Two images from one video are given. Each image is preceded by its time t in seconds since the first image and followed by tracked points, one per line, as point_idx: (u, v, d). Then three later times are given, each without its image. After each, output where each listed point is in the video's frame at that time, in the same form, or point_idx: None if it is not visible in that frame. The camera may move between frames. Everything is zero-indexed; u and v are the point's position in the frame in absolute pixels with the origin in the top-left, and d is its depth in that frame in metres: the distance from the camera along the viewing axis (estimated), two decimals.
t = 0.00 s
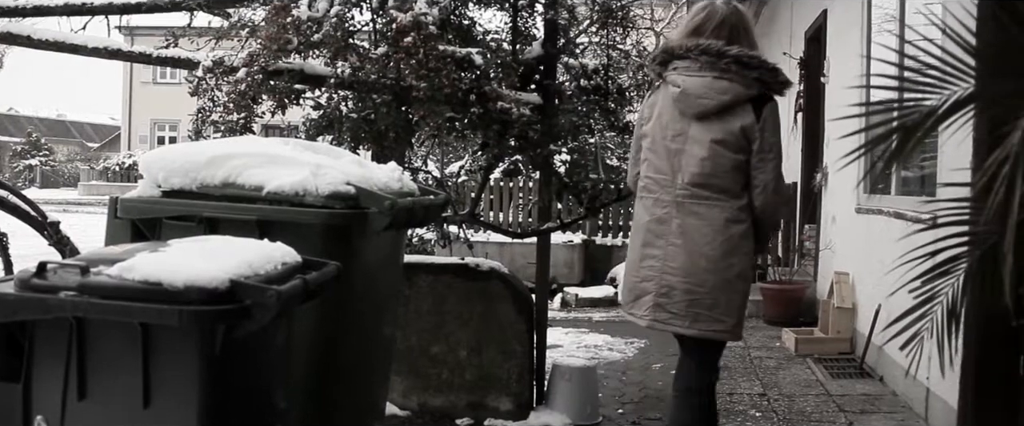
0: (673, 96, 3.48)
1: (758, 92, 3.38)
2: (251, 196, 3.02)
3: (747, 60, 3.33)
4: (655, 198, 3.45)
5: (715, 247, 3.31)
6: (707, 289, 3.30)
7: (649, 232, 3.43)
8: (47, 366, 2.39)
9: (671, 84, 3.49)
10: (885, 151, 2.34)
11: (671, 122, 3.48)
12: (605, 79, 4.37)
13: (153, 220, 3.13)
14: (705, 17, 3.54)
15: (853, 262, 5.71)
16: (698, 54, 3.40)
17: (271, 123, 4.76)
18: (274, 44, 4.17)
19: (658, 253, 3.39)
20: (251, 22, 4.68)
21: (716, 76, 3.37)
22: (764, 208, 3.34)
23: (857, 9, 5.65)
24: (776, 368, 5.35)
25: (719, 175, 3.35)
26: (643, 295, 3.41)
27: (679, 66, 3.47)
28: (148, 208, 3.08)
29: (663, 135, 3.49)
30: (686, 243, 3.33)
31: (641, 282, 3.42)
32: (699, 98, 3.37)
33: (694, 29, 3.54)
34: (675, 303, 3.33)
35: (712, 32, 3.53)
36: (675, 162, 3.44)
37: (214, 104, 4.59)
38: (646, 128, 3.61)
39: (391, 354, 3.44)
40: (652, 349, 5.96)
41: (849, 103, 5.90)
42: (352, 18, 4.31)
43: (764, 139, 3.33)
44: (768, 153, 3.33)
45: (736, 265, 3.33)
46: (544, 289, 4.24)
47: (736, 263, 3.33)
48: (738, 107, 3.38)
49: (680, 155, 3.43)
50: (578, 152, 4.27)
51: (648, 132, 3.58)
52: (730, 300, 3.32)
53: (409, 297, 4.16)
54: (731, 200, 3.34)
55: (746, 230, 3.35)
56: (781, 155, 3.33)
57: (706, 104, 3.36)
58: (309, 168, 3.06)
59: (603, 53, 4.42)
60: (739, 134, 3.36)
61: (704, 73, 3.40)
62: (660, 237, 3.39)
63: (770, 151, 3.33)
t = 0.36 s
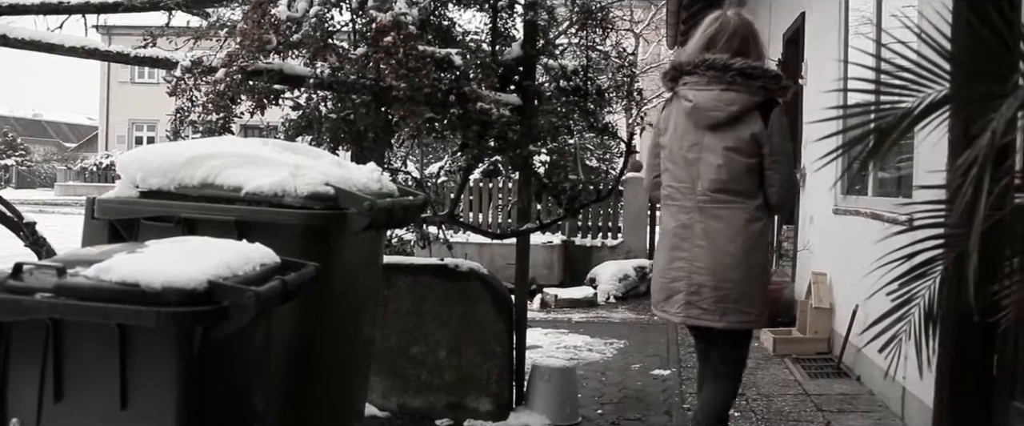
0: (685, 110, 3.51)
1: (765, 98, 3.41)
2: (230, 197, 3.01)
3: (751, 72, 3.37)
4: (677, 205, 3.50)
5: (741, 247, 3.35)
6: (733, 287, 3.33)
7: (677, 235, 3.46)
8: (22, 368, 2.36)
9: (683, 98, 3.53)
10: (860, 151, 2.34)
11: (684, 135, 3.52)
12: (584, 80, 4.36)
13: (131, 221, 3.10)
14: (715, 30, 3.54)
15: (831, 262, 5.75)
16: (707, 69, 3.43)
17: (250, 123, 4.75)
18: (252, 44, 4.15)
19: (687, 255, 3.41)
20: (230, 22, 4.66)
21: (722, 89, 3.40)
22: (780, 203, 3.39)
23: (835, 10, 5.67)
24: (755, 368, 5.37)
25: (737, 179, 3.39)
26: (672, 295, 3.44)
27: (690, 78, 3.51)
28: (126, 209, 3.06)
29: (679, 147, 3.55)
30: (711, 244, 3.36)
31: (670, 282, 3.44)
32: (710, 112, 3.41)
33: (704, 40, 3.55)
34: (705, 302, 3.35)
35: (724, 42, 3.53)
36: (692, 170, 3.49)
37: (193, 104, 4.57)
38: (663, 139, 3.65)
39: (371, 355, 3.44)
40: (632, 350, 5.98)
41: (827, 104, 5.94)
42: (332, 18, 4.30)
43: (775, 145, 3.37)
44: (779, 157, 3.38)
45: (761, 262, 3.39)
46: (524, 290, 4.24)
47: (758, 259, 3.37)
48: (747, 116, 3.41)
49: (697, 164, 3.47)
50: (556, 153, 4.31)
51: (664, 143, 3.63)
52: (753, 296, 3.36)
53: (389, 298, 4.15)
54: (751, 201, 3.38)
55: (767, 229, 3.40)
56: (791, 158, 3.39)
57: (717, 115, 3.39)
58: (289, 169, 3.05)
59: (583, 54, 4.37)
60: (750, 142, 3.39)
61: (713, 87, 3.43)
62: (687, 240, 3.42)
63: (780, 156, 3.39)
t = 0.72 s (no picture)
0: (695, 116, 3.62)
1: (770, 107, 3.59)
2: (211, 198, 2.99)
3: (758, 79, 3.54)
4: (690, 205, 3.59)
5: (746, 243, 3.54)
6: (743, 280, 3.50)
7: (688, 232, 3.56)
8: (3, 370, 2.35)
9: (693, 105, 3.63)
10: (840, 151, 2.34)
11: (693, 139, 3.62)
12: (566, 81, 4.37)
13: (111, 222, 3.08)
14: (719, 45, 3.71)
15: (812, 262, 5.80)
16: (718, 77, 3.58)
17: (231, 123, 4.74)
18: (234, 45, 4.13)
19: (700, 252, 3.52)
20: (211, 22, 4.64)
21: (732, 95, 3.54)
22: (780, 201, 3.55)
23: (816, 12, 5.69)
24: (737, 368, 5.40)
25: (746, 180, 3.54)
26: (684, 289, 3.53)
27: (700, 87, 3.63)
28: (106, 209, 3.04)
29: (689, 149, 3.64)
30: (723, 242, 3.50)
31: (683, 276, 3.53)
32: (724, 117, 3.53)
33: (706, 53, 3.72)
34: (717, 296, 3.49)
35: (729, 55, 3.71)
36: (703, 172, 3.59)
37: (174, 105, 4.55)
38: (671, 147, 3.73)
39: (353, 356, 3.43)
40: (615, 350, 6.00)
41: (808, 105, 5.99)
42: (314, 19, 4.28)
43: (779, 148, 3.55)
44: (783, 158, 3.55)
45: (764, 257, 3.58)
46: (506, 290, 4.24)
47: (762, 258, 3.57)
48: (752, 122, 3.57)
49: (707, 166, 3.58)
50: (539, 153, 4.36)
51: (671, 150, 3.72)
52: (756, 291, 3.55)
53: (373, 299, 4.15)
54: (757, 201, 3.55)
55: (770, 228, 3.59)
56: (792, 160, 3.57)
57: (729, 122, 3.53)
58: (271, 170, 3.04)
59: (566, 55, 4.39)
60: (757, 144, 3.56)
61: (723, 93, 3.57)
62: (698, 238, 3.53)
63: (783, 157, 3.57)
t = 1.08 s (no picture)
0: (703, 126, 3.72)
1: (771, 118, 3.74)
2: (196, 199, 2.98)
3: (764, 94, 3.71)
4: (695, 204, 3.71)
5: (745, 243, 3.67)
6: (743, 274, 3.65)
7: (691, 229, 3.69)
8: None
9: (701, 115, 3.74)
10: (825, 151, 2.36)
11: (700, 146, 3.73)
12: (552, 82, 4.36)
13: (95, 223, 3.06)
14: (725, 56, 3.77)
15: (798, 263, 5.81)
16: (726, 92, 3.73)
17: (216, 123, 4.73)
18: (218, 45, 4.11)
19: (702, 247, 3.66)
20: (196, 22, 4.62)
21: (740, 109, 3.69)
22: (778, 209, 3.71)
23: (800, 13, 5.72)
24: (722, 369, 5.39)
25: (750, 185, 3.69)
26: (684, 280, 3.66)
27: (711, 99, 3.74)
28: (89, 210, 3.01)
29: (696, 155, 3.75)
30: (724, 239, 3.65)
31: (684, 269, 3.67)
32: (731, 129, 3.67)
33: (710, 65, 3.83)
34: (715, 288, 3.63)
35: (734, 67, 3.76)
36: (709, 176, 3.71)
37: (159, 105, 4.53)
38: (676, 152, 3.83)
39: (338, 359, 3.42)
40: (600, 350, 6.02)
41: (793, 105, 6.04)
42: (300, 19, 4.26)
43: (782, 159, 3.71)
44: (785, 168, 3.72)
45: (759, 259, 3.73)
46: (492, 291, 4.24)
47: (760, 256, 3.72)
48: (756, 132, 3.71)
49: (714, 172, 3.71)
50: (525, 154, 4.40)
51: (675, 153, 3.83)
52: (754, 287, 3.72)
53: (358, 299, 4.14)
54: (757, 205, 3.70)
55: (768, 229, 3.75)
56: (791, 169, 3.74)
57: (737, 132, 3.67)
58: (257, 171, 3.03)
59: (551, 56, 4.38)
60: (761, 154, 3.70)
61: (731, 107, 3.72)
62: (700, 235, 3.67)
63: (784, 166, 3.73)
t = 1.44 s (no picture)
0: (698, 126, 4.12)
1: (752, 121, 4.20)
2: (182, 199, 2.97)
3: (747, 100, 4.17)
4: (693, 199, 4.10)
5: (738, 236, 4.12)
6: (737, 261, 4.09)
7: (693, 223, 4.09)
8: None
9: (696, 116, 4.14)
10: (809, 152, 2.40)
11: (695, 145, 4.13)
12: (538, 83, 4.37)
13: (80, 223, 3.04)
14: (708, 66, 4.27)
15: (783, 263, 5.84)
16: (718, 96, 4.15)
17: (202, 123, 4.71)
18: (205, 45, 4.10)
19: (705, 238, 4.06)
20: (182, 21, 4.60)
21: (731, 111, 4.12)
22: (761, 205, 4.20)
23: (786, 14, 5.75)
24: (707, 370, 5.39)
25: (738, 180, 4.12)
26: (691, 269, 4.07)
27: (703, 102, 4.16)
28: (75, 211, 3.00)
29: (692, 154, 4.14)
30: (723, 229, 4.07)
31: (691, 259, 4.07)
32: (725, 128, 4.08)
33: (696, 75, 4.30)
34: (718, 274, 4.04)
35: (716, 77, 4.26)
36: (704, 172, 4.11)
37: (144, 104, 4.52)
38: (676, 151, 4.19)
39: (324, 359, 3.41)
40: (587, 351, 6.03)
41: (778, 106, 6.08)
42: (286, 19, 4.25)
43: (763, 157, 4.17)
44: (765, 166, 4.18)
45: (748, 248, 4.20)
46: (479, 292, 4.25)
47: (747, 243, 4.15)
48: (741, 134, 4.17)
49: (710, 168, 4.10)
50: (512, 154, 4.39)
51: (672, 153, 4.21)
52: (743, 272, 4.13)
53: (344, 299, 4.13)
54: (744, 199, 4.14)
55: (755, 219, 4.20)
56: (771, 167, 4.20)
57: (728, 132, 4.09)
58: (243, 171, 3.03)
59: (538, 57, 4.40)
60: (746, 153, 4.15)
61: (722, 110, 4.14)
62: (703, 225, 4.07)
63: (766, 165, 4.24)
